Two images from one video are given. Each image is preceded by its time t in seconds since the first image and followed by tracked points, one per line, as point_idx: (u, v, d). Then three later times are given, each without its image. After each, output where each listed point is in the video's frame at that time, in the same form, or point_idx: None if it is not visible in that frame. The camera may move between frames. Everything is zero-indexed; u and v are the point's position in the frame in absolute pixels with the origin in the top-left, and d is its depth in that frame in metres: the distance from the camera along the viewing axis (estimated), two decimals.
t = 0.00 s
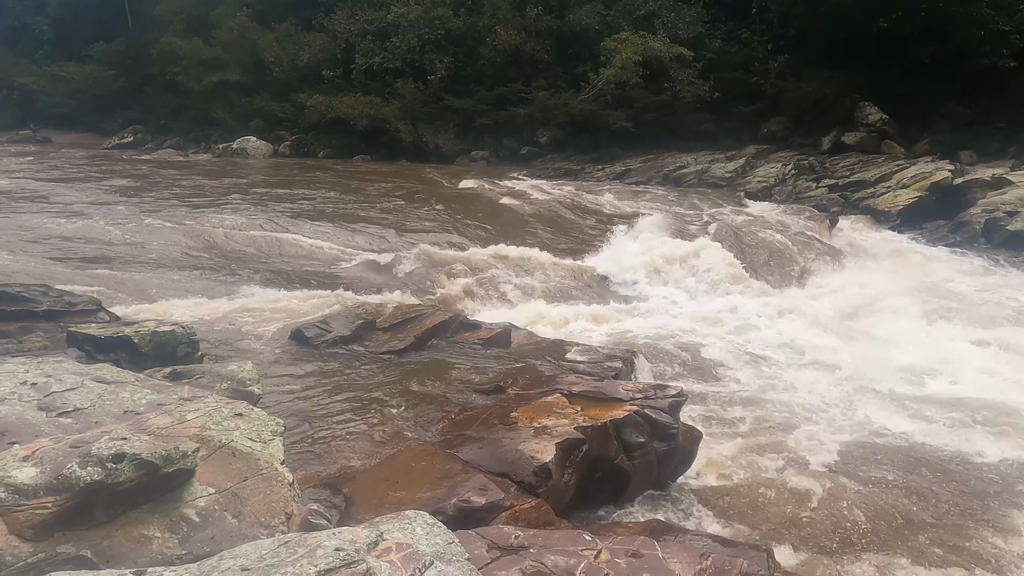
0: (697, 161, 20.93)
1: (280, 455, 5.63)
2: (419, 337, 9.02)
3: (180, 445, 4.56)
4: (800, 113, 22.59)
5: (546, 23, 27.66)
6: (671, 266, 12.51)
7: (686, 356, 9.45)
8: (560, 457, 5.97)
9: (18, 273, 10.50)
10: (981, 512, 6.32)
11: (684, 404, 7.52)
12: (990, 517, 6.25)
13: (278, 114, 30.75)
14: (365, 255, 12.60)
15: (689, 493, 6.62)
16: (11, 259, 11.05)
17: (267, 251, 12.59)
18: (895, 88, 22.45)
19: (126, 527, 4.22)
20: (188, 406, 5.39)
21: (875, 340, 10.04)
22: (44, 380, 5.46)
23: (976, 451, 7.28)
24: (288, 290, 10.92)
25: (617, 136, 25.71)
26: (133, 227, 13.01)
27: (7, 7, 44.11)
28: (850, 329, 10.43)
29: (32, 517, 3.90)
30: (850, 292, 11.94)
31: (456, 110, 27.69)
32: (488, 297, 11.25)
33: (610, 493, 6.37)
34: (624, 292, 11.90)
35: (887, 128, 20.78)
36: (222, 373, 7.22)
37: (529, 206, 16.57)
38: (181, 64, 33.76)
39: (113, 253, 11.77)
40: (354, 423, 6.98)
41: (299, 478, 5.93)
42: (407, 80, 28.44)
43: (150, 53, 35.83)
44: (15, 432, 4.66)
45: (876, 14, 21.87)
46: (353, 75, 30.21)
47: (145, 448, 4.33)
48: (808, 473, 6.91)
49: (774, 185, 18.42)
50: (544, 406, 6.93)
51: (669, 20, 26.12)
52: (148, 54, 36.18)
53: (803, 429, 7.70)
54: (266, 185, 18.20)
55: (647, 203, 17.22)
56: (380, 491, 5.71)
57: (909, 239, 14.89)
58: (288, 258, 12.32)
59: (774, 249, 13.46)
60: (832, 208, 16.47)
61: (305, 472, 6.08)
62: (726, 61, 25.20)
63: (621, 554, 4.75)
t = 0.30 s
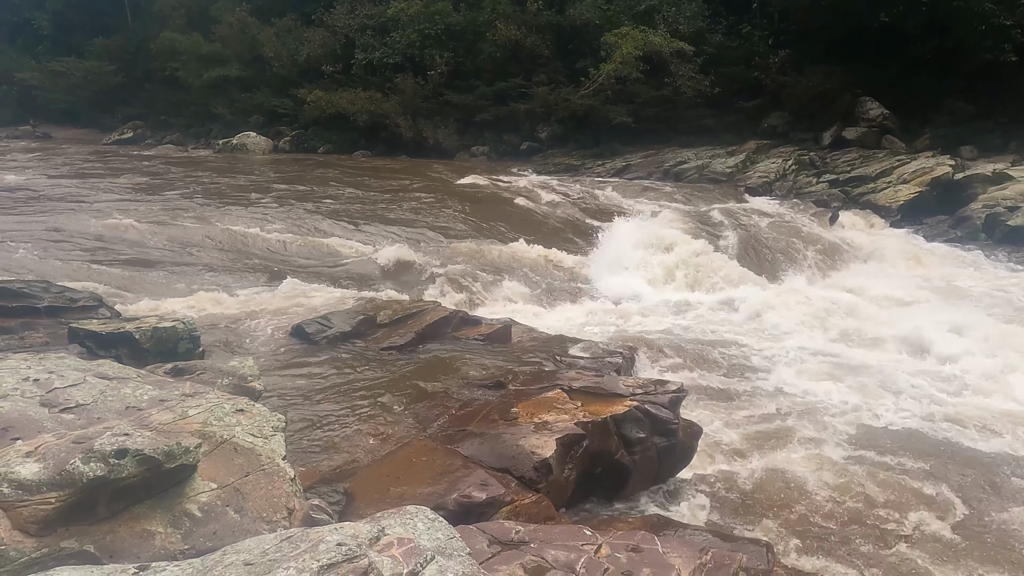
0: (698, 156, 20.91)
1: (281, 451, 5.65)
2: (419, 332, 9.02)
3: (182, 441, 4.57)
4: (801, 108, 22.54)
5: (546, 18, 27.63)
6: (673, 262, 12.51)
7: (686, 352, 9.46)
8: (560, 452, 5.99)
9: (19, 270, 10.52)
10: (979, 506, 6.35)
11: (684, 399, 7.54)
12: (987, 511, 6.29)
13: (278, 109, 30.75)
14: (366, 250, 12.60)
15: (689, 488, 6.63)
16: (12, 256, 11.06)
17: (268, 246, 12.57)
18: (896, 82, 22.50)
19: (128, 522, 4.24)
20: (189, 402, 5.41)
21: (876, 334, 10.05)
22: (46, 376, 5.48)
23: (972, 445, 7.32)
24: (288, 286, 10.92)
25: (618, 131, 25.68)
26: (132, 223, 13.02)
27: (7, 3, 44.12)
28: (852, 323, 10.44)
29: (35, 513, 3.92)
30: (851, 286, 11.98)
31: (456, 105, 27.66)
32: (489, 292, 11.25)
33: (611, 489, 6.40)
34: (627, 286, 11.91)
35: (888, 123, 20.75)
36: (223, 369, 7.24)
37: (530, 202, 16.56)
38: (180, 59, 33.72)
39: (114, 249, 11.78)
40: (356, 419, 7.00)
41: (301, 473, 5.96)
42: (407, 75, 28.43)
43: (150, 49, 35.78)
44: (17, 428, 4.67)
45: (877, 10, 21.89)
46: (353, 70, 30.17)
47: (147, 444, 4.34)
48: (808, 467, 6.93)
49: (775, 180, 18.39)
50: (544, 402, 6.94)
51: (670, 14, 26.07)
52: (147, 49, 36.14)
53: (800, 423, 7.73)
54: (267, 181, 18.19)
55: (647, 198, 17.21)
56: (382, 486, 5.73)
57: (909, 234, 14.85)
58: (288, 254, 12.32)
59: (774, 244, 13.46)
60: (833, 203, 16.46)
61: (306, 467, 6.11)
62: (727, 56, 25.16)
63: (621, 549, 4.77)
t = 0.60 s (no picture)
0: (697, 153, 20.91)
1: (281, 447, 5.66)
2: (419, 329, 9.03)
3: (182, 437, 4.58)
4: (800, 104, 22.49)
5: (545, 15, 27.64)
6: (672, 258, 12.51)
7: (685, 347, 9.48)
8: (560, 448, 6.01)
9: (17, 267, 10.51)
10: (977, 500, 6.39)
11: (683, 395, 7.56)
12: (986, 505, 6.33)
13: (276, 106, 30.71)
14: (365, 247, 12.59)
15: (687, 483, 6.66)
16: (11, 253, 11.05)
17: (267, 242, 12.56)
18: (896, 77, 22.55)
19: (129, 518, 4.25)
20: (189, 398, 5.41)
21: (878, 330, 10.05)
22: (45, 373, 5.48)
23: (969, 440, 7.36)
24: (288, 283, 10.92)
25: (616, 128, 25.65)
26: (129, 220, 12.99)
27: None
28: (853, 319, 10.43)
29: (36, 508, 3.92)
30: (852, 282, 11.96)
31: (455, 102, 27.63)
32: (487, 288, 11.26)
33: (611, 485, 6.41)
34: (626, 282, 11.93)
35: (887, 119, 20.77)
36: (223, 366, 7.24)
37: (530, 199, 16.56)
38: (177, 56, 33.65)
39: (113, 246, 11.77)
40: (356, 416, 6.98)
41: (301, 469, 5.98)
42: (406, 72, 28.41)
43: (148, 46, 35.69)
44: (17, 424, 4.66)
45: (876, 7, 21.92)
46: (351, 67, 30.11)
47: (147, 440, 4.35)
48: (807, 462, 6.96)
49: (773, 177, 18.39)
50: (543, 398, 6.96)
51: (668, 11, 26.10)
52: (145, 46, 36.05)
53: (797, 419, 7.74)
54: (265, 178, 18.18)
55: (647, 195, 17.21)
56: (381, 482, 5.74)
57: (908, 230, 14.90)
58: (287, 251, 12.31)
59: (773, 240, 13.47)
60: (831, 199, 16.48)
61: (305, 463, 6.12)
62: (726, 52, 25.15)
63: (621, 544, 4.79)
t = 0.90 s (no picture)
0: (696, 150, 20.89)
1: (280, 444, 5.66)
2: (418, 326, 9.02)
3: (181, 434, 4.58)
4: (799, 100, 22.44)
5: (544, 11, 27.67)
6: (671, 255, 12.49)
7: (685, 344, 9.48)
8: (559, 445, 6.01)
9: (15, 265, 10.50)
10: (977, 497, 6.41)
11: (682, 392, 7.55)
12: (983, 500, 6.36)
13: (275, 103, 30.65)
14: (364, 245, 12.58)
15: (686, 480, 6.65)
16: (9, 249, 11.02)
17: (266, 239, 12.55)
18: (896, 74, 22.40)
19: (128, 515, 4.25)
20: (188, 395, 5.40)
21: (878, 327, 10.03)
22: (44, 370, 5.48)
23: (968, 439, 7.34)
24: (287, 280, 10.90)
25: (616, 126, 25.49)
26: (128, 218, 12.97)
27: None
28: (853, 317, 10.42)
29: (35, 505, 3.92)
30: (852, 278, 11.95)
31: (454, 98, 27.59)
32: (487, 285, 11.26)
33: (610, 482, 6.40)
34: (626, 279, 11.91)
35: (886, 115, 20.73)
36: (222, 363, 7.24)
37: (530, 196, 16.54)
38: (176, 53, 33.58)
39: (111, 243, 11.75)
40: (356, 414, 6.96)
41: (299, 466, 5.97)
42: (406, 69, 28.39)
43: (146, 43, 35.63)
44: (17, 422, 4.65)
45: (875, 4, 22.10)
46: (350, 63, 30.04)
47: (146, 436, 4.35)
48: (808, 459, 6.97)
49: (773, 173, 18.37)
50: (543, 394, 6.96)
51: (667, 8, 26.19)
52: (143, 43, 35.98)
53: (796, 415, 7.74)
54: (263, 175, 18.14)
55: (646, 192, 17.21)
56: (381, 479, 5.73)
57: (907, 227, 14.92)
58: (286, 248, 12.29)
59: (773, 237, 13.47)
60: (831, 195, 16.49)
61: (304, 460, 6.11)
62: (726, 48, 25.06)
63: (621, 540, 4.79)
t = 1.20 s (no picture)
0: (694, 147, 20.90)
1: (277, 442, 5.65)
2: (415, 324, 9.02)
3: (177, 432, 4.57)
4: (797, 98, 22.42)
5: (542, 8, 27.67)
6: (669, 252, 12.50)
7: (682, 341, 9.50)
8: (556, 442, 6.02)
9: (12, 262, 10.47)
10: (972, 494, 6.44)
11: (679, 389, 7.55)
12: (978, 497, 6.40)
13: (272, 101, 30.59)
14: (361, 242, 12.57)
15: (683, 479, 6.67)
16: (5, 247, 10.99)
17: (263, 238, 12.52)
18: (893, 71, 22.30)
19: (125, 514, 4.25)
20: (184, 393, 5.39)
21: (876, 324, 10.06)
22: (41, 369, 5.47)
23: (965, 438, 7.32)
24: (284, 278, 10.88)
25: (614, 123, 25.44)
26: (126, 216, 12.95)
27: None
28: (850, 314, 10.43)
29: (31, 505, 3.92)
30: (849, 276, 11.98)
31: (451, 96, 27.58)
32: (484, 283, 11.27)
33: (608, 480, 6.40)
34: (623, 276, 11.92)
35: (884, 113, 20.72)
36: (219, 361, 7.22)
37: (528, 194, 16.55)
38: (172, 50, 33.47)
39: (108, 241, 11.72)
40: (353, 412, 6.96)
41: (297, 464, 5.98)
42: (403, 66, 28.36)
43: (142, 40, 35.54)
44: (12, 421, 4.65)
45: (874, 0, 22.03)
46: (348, 60, 30.04)
47: (142, 435, 4.34)
48: (804, 457, 6.99)
49: (770, 170, 18.36)
50: (540, 392, 6.97)
51: (665, 4, 26.12)
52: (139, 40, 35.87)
53: (794, 412, 7.75)
54: (260, 172, 18.11)
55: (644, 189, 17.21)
56: (378, 477, 5.73)
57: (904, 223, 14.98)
58: (284, 246, 12.28)
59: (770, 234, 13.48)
60: (828, 192, 16.54)
61: (301, 459, 6.10)
62: (723, 45, 25.07)
63: (617, 538, 4.80)
